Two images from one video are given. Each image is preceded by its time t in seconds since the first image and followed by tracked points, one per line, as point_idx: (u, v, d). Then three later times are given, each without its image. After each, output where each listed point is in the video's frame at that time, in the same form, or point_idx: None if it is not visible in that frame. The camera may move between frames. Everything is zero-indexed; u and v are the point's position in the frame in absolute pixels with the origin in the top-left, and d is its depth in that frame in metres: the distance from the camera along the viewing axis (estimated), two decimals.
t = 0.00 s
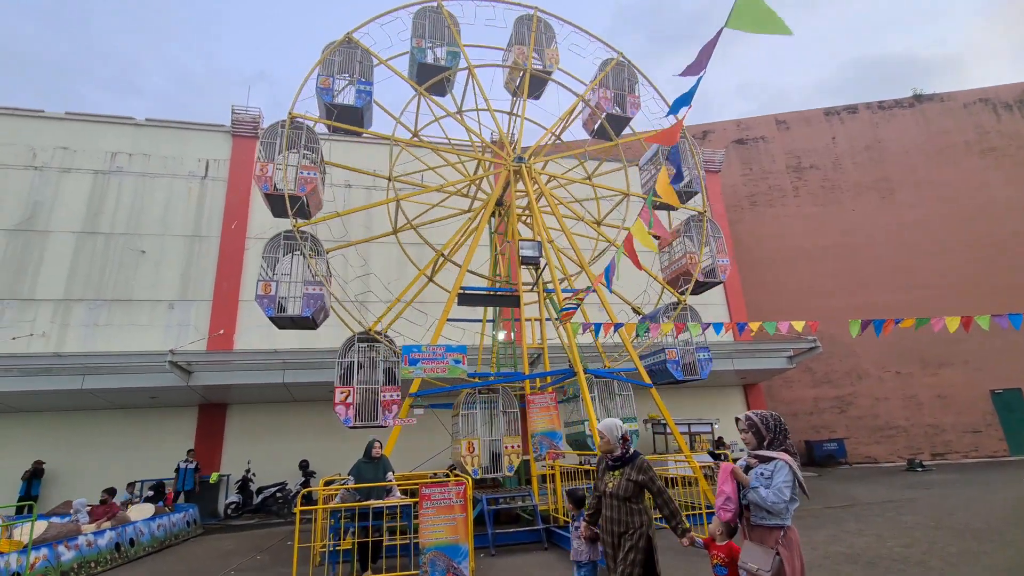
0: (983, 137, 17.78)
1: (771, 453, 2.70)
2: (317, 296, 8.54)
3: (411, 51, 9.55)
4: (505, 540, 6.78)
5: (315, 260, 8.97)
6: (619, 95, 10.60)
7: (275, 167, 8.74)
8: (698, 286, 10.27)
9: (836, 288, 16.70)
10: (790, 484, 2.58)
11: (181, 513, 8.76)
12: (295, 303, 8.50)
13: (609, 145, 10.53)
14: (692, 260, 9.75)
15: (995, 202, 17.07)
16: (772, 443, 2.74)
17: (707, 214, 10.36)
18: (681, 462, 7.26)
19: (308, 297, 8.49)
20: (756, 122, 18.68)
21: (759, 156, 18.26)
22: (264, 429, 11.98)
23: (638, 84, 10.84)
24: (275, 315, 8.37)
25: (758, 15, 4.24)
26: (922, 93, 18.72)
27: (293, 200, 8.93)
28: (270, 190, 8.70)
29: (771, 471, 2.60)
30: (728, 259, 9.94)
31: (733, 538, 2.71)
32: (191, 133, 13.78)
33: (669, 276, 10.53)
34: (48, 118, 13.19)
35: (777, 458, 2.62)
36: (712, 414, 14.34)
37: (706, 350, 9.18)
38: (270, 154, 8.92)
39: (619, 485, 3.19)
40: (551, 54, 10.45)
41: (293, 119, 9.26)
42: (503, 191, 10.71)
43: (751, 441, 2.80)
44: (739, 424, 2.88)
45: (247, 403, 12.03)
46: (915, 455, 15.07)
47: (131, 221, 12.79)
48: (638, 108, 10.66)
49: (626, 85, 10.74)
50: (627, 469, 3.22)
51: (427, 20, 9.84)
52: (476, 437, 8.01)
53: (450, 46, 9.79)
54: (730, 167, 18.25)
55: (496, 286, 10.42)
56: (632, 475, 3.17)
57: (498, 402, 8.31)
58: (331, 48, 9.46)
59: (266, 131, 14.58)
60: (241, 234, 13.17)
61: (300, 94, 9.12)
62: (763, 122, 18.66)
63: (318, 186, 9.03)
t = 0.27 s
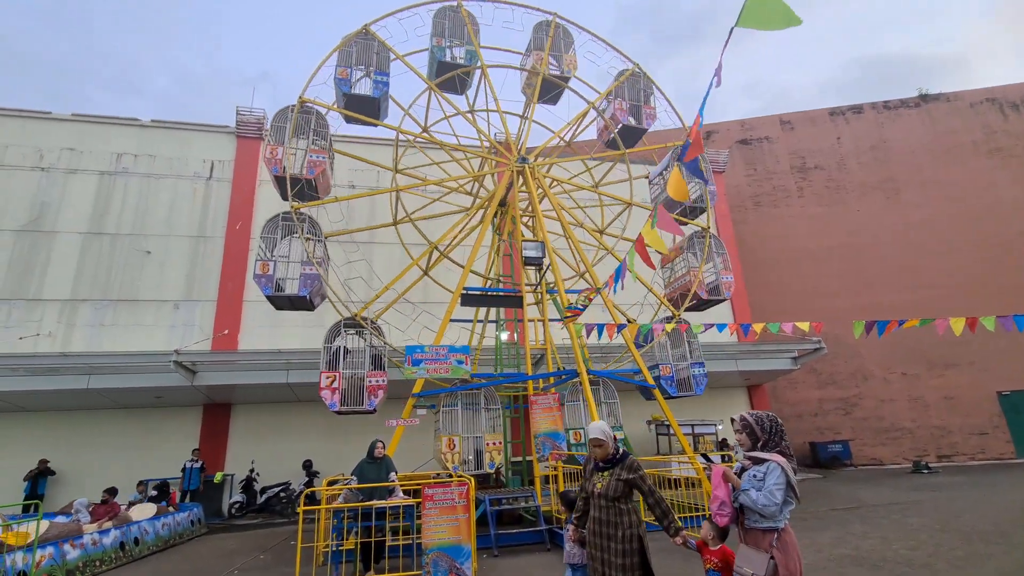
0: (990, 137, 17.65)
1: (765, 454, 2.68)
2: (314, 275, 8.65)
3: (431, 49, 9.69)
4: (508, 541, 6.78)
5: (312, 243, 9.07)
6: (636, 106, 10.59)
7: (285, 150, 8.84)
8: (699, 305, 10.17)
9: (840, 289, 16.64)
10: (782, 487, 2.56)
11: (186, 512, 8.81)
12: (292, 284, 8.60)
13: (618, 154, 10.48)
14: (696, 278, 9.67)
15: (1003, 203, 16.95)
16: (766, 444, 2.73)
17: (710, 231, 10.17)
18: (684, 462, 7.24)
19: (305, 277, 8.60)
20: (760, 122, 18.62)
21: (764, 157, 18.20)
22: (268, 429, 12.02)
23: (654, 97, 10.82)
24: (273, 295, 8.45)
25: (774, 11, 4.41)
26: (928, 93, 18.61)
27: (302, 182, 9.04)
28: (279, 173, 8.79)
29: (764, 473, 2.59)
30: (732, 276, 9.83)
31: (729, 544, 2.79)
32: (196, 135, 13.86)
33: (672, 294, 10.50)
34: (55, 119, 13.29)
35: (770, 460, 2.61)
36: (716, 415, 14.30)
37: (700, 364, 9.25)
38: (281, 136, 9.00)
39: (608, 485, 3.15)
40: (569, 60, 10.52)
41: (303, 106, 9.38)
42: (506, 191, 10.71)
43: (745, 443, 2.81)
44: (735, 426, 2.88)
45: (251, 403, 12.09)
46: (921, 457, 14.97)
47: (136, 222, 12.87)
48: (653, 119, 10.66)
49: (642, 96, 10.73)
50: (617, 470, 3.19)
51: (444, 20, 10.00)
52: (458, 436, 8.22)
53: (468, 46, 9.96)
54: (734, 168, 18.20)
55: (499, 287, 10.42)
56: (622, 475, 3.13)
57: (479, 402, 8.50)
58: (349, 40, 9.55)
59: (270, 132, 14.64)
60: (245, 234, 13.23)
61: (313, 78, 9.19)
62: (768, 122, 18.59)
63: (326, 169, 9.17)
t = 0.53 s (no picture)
0: (992, 138, 17.61)
1: (759, 456, 2.70)
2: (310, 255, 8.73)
3: (450, 49, 9.87)
4: (508, 541, 6.79)
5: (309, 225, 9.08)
6: (649, 118, 10.57)
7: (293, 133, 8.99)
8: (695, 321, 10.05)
9: (841, 290, 16.61)
10: (776, 489, 2.58)
11: (187, 511, 8.83)
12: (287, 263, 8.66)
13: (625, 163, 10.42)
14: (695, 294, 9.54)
15: (1005, 203, 16.91)
16: (761, 446, 2.75)
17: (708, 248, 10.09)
18: (685, 463, 7.24)
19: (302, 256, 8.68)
20: (762, 123, 18.59)
21: (765, 157, 18.17)
22: (269, 428, 12.03)
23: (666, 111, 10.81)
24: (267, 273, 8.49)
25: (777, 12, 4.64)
26: (930, 93, 18.56)
27: (309, 165, 9.16)
28: (286, 155, 8.95)
29: (759, 476, 2.61)
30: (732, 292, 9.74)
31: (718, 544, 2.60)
32: (198, 134, 13.88)
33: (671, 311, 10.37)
34: (58, 119, 13.32)
35: (766, 462, 2.63)
36: (717, 416, 14.28)
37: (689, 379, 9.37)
38: (294, 117, 9.20)
39: (600, 487, 3.12)
40: (586, 66, 10.52)
41: (313, 89, 9.45)
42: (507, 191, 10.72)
43: (740, 445, 2.82)
44: (730, 427, 2.90)
45: (252, 403, 12.10)
46: (922, 458, 14.94)
47: (138, 221, 12.89)
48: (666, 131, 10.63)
49: (655, 108, 10.72)
50: (608, 471, 3.18)
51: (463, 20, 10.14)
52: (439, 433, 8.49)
53: (488, 44, 10.06)
54: (736, 168, 18.17)
55: (500, 287, 10.41)
56: (613, 476, 3.12)
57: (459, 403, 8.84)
58: (366, 30, 9.59)
59: (272, 132, 14.65)
60: (246, 234, 13.25)
61: (327, 62, 9.32)
62: (769, 123, 18.56)
63: (333, 153, 9.30)
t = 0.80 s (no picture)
0: (995, 139, 17.57)
1: (755, 458, 2.68)
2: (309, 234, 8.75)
3: (472, 52, 9.98)
4: (509, 541, 6.79)
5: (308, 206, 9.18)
6: (662, 131, 10.51)
7: (303, 116, 9.06)
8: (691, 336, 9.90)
9: (842, 291, 16.59)
10: (772, 491, 2.55)
11: (188, 510, 8.85)
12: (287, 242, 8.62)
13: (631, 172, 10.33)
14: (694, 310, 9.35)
15: (1007, 204, 16.87)
16: (756, 448, 2.72)
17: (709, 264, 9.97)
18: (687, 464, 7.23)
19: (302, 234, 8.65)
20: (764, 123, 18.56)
21: (767, 157, 18.15)
22: (270, 428, 12.04)
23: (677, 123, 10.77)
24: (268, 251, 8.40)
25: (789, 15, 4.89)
26: (933, 94, 18.52)
27: (319, 149, 9.18)
28: (298, 140, 9.00)
29: (754, 478, 2.58)
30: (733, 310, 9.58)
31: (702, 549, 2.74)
32: (200, 134, 13.91)
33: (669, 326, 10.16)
34: (61, 118, 13.34)
35: (761, 464, 2.60)
36: (718, 417, 14.26)
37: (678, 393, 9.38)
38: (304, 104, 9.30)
39: (584, 489, 3.12)
40: (604, 73, 10.54)
41: (324, 75, 9.51)
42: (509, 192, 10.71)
43: (734, 446, 2.79)
44: (724, 427, 2.85)
45: (253, 403, 12.11)
46: (924, 460, 14.91)
47: (141, 221, 12.91)
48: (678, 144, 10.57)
49: (667, 120, 10.69)
50: (592, 473, 3.18)
51: (482, 21, 10.25)
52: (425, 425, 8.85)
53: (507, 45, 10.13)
54: (737, 169, 18.15)
55: (501, 287, 10.40)
56: (597, 479, 3.13)
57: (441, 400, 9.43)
58: (382, 24, 9.66)
59: (274, 132, 14.66)
60: (248, 233, 13.26)
61: (339, 50, 9.35)
62: (771, 123, 18.54)
63: (343, 138, 9.31)
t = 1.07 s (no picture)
0: (999, 140, 17.51)
1: (746, 460, 2.66)
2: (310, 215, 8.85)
3: (494, 53, 10.06)
4: (509, 541, 6.80)
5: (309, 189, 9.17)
6: (675, 144, 10.48)
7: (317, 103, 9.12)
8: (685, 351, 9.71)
9: (845, 292, 16.56)
10: (762, 493, 2.55)
11: (190, 509, 8.88)
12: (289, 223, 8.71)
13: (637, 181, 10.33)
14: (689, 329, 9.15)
15: (1011, 205, 16.80)
16: (747, 449, 2.69)
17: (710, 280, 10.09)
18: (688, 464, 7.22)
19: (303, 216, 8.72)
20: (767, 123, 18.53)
21: (770, 158, 18.12)
22: (272, 427, 12.07)
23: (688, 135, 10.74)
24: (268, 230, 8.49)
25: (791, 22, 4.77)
26: (936, 94, 18.45)
27: (332, 134, 9.23)
28: (311, 124, 9.06)
29: (745, 481, 2.58)
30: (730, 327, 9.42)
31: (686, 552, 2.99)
32: (204, 133, 13.94)
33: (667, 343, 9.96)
34: (65, 117, 13.39)
35: (752, 466, 2.59)
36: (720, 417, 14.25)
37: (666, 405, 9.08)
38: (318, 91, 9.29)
39: (564, 492, 3.11)
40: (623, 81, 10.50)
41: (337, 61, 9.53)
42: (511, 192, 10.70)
43: (726, 449, 2.78)
44: (718, 429, 2.85)
45: (255, 402, 12.13)
46: (926, 461, 14.88)
47: (143, 220, 12.94)
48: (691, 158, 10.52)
49: (680, 134, 10.65)
50: (574, 476, 3.16)
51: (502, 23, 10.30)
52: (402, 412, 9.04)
53: (527, 47, 10.24)
54: (740, 169, 18.12)
55: (503, 287, 10.39)
56: (578, 482, 3.11)
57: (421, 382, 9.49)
58: (400, 19, 9.67)
59: (276, 131, 14.68)
60: (251, 233, 13.28)
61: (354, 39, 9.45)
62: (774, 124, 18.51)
63: (355, 124, 9.36)
